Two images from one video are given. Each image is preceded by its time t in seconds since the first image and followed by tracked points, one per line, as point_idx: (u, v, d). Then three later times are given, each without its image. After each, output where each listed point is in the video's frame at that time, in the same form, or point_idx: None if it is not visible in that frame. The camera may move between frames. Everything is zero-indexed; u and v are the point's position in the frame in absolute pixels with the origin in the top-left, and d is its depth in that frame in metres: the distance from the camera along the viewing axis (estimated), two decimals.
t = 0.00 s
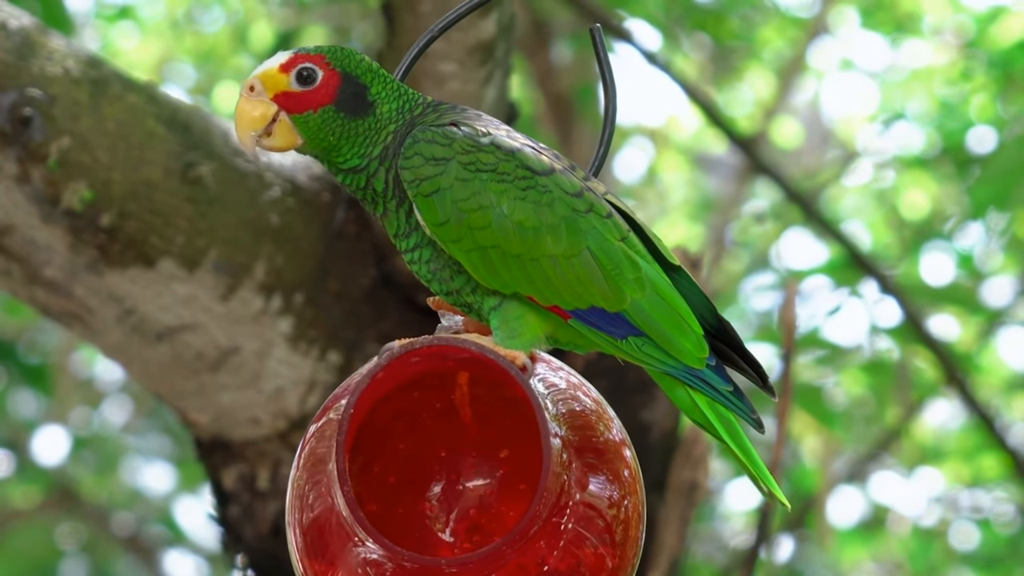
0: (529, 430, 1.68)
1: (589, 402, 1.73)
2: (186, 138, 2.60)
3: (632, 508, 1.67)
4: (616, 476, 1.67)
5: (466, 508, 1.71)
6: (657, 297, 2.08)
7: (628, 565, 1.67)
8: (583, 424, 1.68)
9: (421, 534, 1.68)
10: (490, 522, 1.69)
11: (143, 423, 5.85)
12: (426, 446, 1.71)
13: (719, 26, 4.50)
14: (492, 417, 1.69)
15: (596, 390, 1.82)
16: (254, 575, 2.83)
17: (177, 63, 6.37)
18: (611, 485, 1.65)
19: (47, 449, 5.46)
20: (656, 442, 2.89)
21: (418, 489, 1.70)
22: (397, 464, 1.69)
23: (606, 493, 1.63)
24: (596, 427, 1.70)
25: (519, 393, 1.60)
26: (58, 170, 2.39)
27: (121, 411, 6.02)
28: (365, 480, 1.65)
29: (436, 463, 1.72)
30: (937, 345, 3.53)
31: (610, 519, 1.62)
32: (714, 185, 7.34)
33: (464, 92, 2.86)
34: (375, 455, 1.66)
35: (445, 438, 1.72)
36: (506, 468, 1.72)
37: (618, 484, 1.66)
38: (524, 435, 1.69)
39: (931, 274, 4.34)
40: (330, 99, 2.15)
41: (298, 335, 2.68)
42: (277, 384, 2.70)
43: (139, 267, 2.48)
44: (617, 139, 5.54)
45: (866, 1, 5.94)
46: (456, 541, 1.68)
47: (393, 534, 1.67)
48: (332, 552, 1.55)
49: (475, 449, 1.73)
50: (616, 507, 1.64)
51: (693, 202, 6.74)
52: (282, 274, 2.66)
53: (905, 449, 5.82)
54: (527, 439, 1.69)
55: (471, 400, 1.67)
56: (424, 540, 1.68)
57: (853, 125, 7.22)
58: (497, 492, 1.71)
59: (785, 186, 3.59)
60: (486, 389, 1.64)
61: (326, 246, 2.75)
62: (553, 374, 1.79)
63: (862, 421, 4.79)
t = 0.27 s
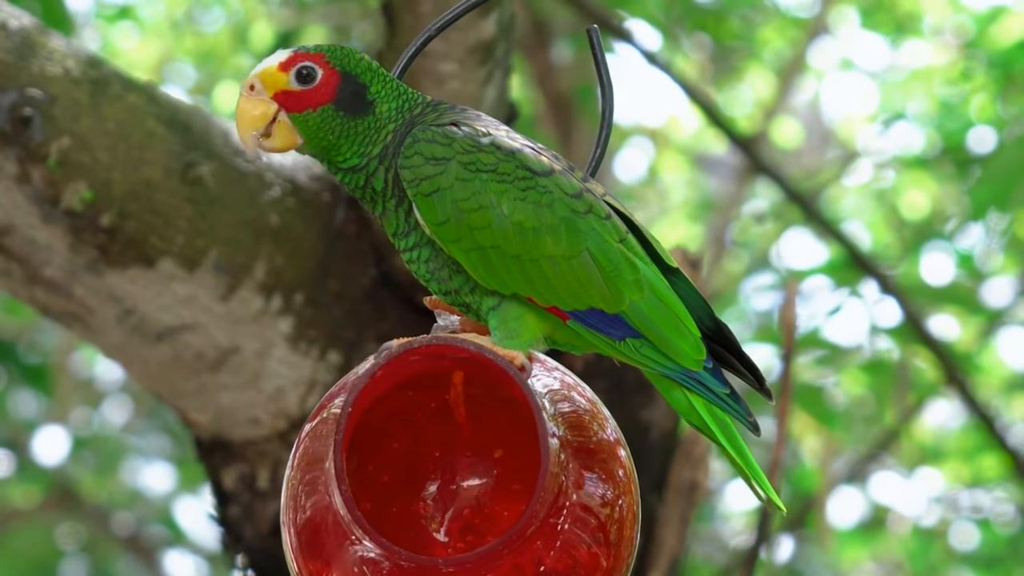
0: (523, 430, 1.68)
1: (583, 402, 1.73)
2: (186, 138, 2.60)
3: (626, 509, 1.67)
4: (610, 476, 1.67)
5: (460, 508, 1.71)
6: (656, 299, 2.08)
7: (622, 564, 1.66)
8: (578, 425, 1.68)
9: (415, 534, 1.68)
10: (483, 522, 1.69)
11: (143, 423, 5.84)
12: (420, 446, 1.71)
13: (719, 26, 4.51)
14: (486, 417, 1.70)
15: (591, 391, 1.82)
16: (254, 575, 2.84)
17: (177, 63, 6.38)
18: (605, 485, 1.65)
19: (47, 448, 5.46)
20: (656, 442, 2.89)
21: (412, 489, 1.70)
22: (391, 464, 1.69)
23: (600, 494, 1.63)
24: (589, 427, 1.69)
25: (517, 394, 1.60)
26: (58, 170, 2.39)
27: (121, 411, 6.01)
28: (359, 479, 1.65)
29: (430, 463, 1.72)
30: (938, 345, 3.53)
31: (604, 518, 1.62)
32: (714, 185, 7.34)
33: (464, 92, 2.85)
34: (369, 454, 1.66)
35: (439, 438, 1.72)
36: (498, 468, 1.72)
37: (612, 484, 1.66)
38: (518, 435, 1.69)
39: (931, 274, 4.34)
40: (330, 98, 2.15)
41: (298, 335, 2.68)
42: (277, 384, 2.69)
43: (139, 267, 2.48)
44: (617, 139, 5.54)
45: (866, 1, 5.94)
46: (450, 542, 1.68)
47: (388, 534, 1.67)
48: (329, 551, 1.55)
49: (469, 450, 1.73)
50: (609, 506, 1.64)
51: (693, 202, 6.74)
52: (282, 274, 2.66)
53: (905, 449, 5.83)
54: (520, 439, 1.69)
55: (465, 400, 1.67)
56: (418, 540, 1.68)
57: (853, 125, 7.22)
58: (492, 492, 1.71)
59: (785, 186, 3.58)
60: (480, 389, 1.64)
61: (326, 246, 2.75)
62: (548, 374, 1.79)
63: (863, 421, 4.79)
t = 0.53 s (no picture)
0: (523, 428, 1.68)
1: (583, 401, 1.73)
2: (186, 138, 2.60)
3: (626, 507, 1.67)
4: (610, 475, 1.66)
5: (459, 506, 1.70)
6: (660, 297, 2.09)
7: (623, 563, 1.67)
8: (578, 423, 1.68)
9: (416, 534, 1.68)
10: (481, 520, 1.69)
11: (143, 423, 5.85)
12: (419, 446, 1.71)
13: (719, 26, 4.51)
14: (485, 416, 1.70)
15: (590, 389, 1.82)
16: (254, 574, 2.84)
17: (177, 63, 6.38)
18: (605, 483, 1.65)
19: (47, 449, 5.47)
20: (656, 442, 2.89)
21: (411, 488, 1.70)
22: (390, 463, 1.69)
23: (600, 492, 1.63)
24: (589, 426, 1.69)
25: (520, 391, 1.61)
26: (58, 170, 2.39)
27: (121, 411, 6.01)
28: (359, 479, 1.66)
29: (428, 463, 1.71)
30: (937, 345, 3.54)
31: (604, 517, 1.62)
32: (715, 185, 7.34)
33: (464, 92, 2.85)
34: (369, 452, 1.66)
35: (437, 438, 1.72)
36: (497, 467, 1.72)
37: (611, 482, 1.66)
38: (518, 433, 1.69)
39: (931, 274, 4.33)
40: (333, 95, 2.13)
41: (298, 335, 2.68)
42: (277, 384, 2.69)
43: (140, 267, 2.48)
44: (617, 139, 5.54)
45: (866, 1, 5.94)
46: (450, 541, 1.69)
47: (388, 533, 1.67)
48: (330, 548, 1.55)
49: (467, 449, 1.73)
50: (608, 504, 1.64)
51: (693, 202, 6.75)
52: (282, 274, 2.66)
53: (905, 449, 5.83)
54: (519, 437, 1.69)
55: (463, 398, 1.68)
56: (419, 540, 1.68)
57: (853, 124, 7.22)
58: (491, 491, 1.71)
59: (785, 186, 3.58)
60: (481, 386, 1.65)
61: (326, 246, 2.75)
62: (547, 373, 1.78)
63: (863, 421, 4.80)
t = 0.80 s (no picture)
0: (527, 426, 1.69)
1: (586, 399, 1.72)
2: (186, 138, 2.60)
3: (630, 506, 1.66)
4: (614, 474, 1.66)
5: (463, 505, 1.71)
6: (669, 296, 2.11)
7: (628, 562, 1.66)
8: (582, 421, 1.68)
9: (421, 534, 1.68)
10: (484, 520, 1.71)
11: (143, 423, 5.84)
12: (421, 444, 1.72)
13: (719, 26, 4.52)
14: (486, 414, 1.70)
15: (594, 388, 1.82)
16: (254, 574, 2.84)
17: (177, 63, 6.37)
18: (610, 482, 1.65)
19: (47, 449, 5.49)
20: (656, 442, 2.89)
21: (414, 486, 1.71)
22: (392, 462, 1.69)
23: (606, 491, 1.63)
24: (593, 424, 1.69)
25: (530, 390, 1.61)
26: (58, 170, 2.39)
27: (121, 411, 6.01)
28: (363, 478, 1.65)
29: (430, 461, 1.72)
30: (937, 345, 3.53)
31: (610, 516, 1.62)
32: (715, 186, 7.34)
33: (464, 92, 2.85)
34: (373, 451, 1.66)
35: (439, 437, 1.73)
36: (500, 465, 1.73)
37: (615, 481, 1.65)
38: (521, 431, 1.70)
39: (931, 274, 4.33)
40: (339, 95, 2.12)
41: (298, 335, 2.68)
42: (277, 384, 2.69)
43: (139, 267, 2.48)
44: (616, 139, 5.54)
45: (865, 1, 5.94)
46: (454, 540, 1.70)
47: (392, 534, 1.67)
48: (336, 547, 1.55)
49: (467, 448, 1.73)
50: (613, 504, 1.63)
51: (693, 202, 6.75)
52: (282, 274, 2.66)
53: (905, 449, 5.83)
54: (523, 436, 1.70)
55: (465, 396, 1.67)
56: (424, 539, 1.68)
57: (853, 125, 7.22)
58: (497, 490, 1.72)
59: (785, 186, 3.58)
60: (485, 384, 1.65)
61: (326, 246, 2.75)
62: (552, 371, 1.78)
63: (863, 421, 4.80)
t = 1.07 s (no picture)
0: (528, 428, 1.69)
1: (586, 400, 1.72)
2: (186, 138, 2.60)
3: (631, 507, 1.66)
4: (616, 475, 1.66)
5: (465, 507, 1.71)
6: (676, 298, 2.12)
7: (629, 563, 1.67)
8: (584, 421, 1.68)
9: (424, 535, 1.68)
10: (483, 521, 1.68)
11: (142, 423, 5.83)
12: (421, 445, 1.71)
13: (719, 26, 4.52)
14: (486, 416, 1.71)
15: (595, 388, 1.82)
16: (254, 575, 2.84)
17: (177, 63, 6.39)
18: (612, 484, 1.65)
19: (47, 449, 5.49)
20: (656, 442, 2.90)
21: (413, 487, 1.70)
22: (392, 462, 1.69)
23: (608, 493, 1.63)
24: (595, 425, 1.69)
25: (536, 392, 1.62)
26: (58, 170, 2.39)
27: (121, 411, 6.01)
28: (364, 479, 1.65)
29: (430, 462, 1.72)
30: (938, 345, 3.54)
31: (612, 518, 1.62)
32: (715, 186, 7.34)
33: (464, 92, 2.85)
34: (375, 452, 1.66)
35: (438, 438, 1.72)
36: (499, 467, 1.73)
37: (617, 484, 1.66)
38: (521, 433, 1.70)
39: (931, 274, 4.33)
40: (345, 97, 2.11)
41: (298, 335, 2.68)
42: (277, 384, 2.69)
43: (139, 267, 2.48)
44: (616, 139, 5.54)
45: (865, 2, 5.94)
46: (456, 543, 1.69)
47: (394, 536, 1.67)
48: (339, 548, 1.54)
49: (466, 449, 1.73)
50: (615, 506, 1.63)
51: (693, 203, 6.75)
52: (282, 274, 2.66)
53: (905, 449, 5.83)
54: (522, 437, 1.70)
55: (465, 397, 1.68)
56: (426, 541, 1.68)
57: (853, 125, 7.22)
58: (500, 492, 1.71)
59: (785, 186, 3.58)
60: (485, 384, 1.66)
61: (326, 246, 2.76)
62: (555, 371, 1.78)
63: (863, 421, 4.80)
